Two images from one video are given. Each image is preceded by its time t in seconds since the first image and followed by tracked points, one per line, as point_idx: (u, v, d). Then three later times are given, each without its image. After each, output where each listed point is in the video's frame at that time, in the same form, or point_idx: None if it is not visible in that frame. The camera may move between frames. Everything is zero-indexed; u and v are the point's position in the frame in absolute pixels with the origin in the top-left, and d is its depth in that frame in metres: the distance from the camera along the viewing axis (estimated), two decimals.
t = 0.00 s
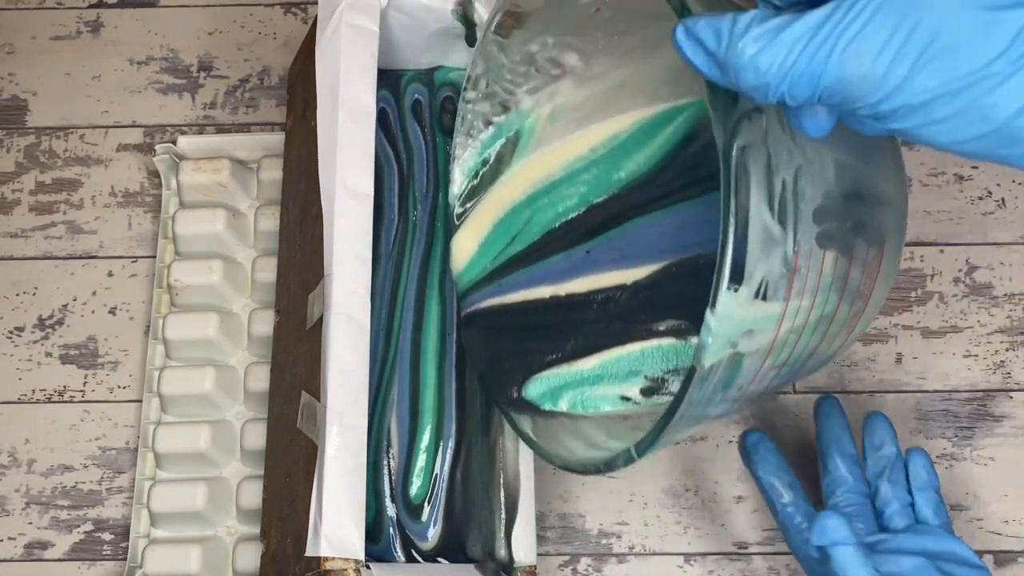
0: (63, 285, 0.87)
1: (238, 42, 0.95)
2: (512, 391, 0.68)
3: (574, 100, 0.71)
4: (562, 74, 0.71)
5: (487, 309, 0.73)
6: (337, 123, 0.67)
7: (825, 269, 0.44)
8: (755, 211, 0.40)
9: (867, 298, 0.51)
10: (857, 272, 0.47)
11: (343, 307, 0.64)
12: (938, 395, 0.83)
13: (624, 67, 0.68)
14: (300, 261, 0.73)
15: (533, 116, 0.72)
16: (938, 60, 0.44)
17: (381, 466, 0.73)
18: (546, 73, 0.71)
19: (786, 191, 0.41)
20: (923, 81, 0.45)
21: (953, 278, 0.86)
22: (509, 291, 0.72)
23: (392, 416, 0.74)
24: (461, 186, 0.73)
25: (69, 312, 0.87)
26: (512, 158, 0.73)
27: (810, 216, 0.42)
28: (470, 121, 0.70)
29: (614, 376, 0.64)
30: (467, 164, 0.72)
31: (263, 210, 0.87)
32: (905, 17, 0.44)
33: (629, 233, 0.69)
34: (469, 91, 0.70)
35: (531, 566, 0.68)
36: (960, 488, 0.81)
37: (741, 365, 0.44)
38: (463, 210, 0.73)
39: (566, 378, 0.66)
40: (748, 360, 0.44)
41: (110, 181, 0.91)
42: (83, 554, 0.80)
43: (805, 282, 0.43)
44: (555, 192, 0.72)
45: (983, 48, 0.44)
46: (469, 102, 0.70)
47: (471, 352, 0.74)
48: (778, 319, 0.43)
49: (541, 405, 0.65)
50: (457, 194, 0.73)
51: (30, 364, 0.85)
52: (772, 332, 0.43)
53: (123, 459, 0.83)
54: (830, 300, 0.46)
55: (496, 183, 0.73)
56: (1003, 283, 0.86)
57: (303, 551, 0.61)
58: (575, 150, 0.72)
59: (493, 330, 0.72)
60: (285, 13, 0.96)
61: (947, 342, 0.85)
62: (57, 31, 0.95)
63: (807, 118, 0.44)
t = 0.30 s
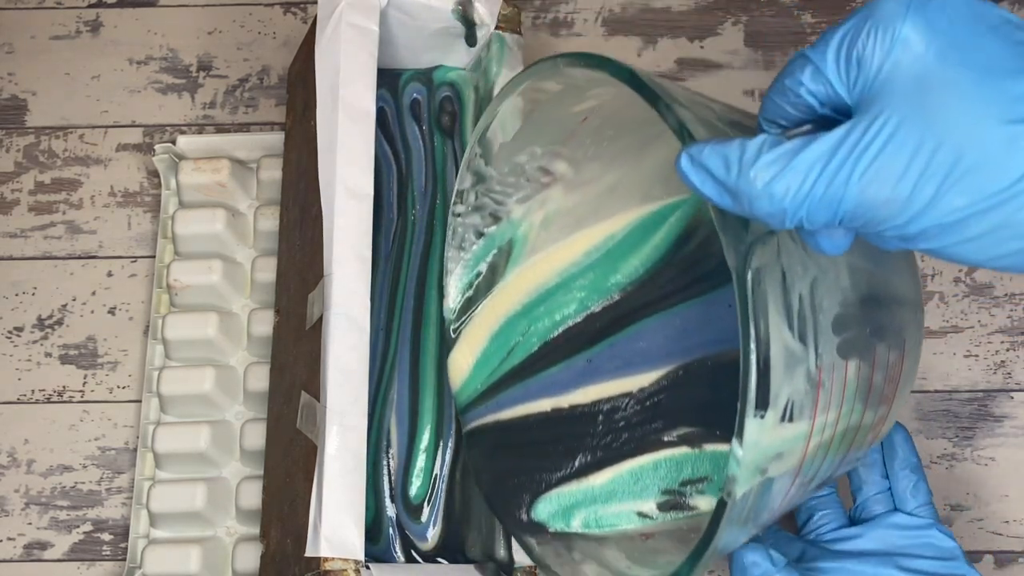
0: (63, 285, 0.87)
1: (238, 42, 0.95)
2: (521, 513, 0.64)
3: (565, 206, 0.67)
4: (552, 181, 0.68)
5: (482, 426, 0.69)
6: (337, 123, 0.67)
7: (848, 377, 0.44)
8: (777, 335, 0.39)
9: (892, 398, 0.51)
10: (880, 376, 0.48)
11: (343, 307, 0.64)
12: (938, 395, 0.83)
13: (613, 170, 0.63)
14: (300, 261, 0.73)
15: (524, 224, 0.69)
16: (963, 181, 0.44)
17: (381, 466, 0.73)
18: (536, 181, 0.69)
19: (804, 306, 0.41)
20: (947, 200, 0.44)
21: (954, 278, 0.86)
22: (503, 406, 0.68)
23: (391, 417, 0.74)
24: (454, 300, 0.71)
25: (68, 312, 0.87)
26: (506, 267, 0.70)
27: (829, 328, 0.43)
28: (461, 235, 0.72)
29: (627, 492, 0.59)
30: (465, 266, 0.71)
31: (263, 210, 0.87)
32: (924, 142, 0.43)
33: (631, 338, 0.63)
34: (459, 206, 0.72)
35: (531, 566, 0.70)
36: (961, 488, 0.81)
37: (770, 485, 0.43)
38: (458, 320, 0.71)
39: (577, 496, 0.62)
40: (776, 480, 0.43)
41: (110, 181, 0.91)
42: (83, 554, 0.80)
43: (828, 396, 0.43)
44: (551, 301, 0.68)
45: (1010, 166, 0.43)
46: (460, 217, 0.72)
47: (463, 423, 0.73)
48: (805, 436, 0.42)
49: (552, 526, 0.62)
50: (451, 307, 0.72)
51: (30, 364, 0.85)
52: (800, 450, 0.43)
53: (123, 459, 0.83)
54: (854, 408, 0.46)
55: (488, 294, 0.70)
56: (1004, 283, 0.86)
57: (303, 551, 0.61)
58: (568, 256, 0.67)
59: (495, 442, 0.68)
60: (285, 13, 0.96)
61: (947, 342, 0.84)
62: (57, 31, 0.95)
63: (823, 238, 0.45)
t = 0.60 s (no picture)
0: (63, 284, 0.87)
1: (238, 42, 0.95)
2: None
3: (556, 275, 0.67)
4: (542, 252, 0.67)
5: (490, 503, 0.65)
6: (337, 123, 0.67)
7: (857, 455, 0.44)
8: (782, 423, 0.38)
9: (904, 465, 0.50)
10: (890, 445, 0.47)
11: (343, 308, 0.63)
12: (939, 395, 0.83)
13: (604, 236, 0.64)
14: (300, 260, 0.73)
15: (516, 293, 0.68)
16: (965, 271, 0.43)
17: (380, 466, 0.73)
18: (525, 253, 0.67)
19: (806, 393, 0.40)
20: (950, 291, 0.44)
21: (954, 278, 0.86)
22: (499, 487, 0.65)
23: (391, 417, 0.74)
24: (451, 374, 0.69)
25: (68, 312, 0.86)
26: (500, 339, 0.68)
27: (834, 410, 0.42)
28: (452, 309, 0.69)
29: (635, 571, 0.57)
30: (458, 343, 0.69)
31: (263, 210, 0.86)
32: (920, 232, 0.43)
33: (627, 409, 0.62)
34: (448, 281, 0.69)
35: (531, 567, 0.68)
36: (962, 488, 0.80)
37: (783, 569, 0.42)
38: (457, 396, 0.69)
39: None
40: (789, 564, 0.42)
41: (109, 180, 0.91)
42: (83, 554, 0.80)
43: (837, 476, 0.42)
44: (547, 374, 0.66)
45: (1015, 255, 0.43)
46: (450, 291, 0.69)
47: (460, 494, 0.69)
48: (816, 519, 0.41)
49: None
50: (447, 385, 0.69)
51: (30, 364, 0.85)
52: (811, 533, 0.42)
53: (123, 460, 0.82)
54: (865, 481, 0.45)
55: (485, 368, 0.68)
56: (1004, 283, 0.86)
57: (303, 552, 0.61)
58: (561, 325, 0.66)
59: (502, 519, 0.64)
60: (285, 12, 0.96)
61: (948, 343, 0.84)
62: (56, 31, 0.95)
63: (819, 328, 0.43)
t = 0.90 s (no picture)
0: (62, 284, 0.87)
1: (238, 42, 0.95)
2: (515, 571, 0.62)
3: (563, 261, 0.66)
4: (549, 238, 0.66)
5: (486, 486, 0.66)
6: (337, 122, 0.67)
7: (853, 438, 0.44)
8: (777, 398, 0.38)
9: (903, 457, 0.50)
10: (887, 433, 0.47)
11: (343, 308, 0.63)
12: (939, 396, 0.83)
13: (612, 224, 0.62)
14: (300, 260, 0.73)
15: (523, 279, 0.67)
16: (961, 242, 0.43)
17: (379, 466, 0.73)
18: (532, 238, 0.66)
19: (802, 372, 0.41)
20: (946, 262, 0.44)
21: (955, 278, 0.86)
22: (496, 468, 0.66)
23: (389, 417, 0.74)
24: (454, 357, 0.68)
25: (68, 311, 0.86)
26: (506, 323, 0.68)
27: (830, 390, 0.42)
28: (458, 292, 0.68)
29: (627, 555, 0.58)
30: (465, 324, 0.68)
31: (263, 210, 0.86)
32: (916, 203, 0.43)
33: (627, 396, 0.62)
34: (454, 262, 0.68)
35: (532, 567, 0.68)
36: (962, 488, 0.80)
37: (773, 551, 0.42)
38: (459, 376, 0.68)
39: (574, 557, 0.61)
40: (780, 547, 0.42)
41: (109, 180, 0.91)
42: (83, 554, 0.80)
43: (831, 459, 0.42)
44: (547, 359, 0.66)
45: (1010, 226, 0.43)
46: (456, 274, 0.69)
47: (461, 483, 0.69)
48: (810, 501, 0.42)
49: None
50: (451, 365, 0.68)
51: (30, 364, 0.85)
52: (804, 514, 0.42)
53: (122, 460, 0.82)
54: (862, 468, 0.45)
55: (491, 348, 0.68)
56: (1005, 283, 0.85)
57: (303, 552, 0.61)
58: (564, 311, 0.65)
59: (499, 502, 0.65)
60: (285, 12, 0.96)
61: (948, 343, 0.84)
62: (56, 30, 0.95)
63: (814, 301, 0.44)
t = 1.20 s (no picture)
0: (62, 285, 0.87)
1: (238, 41, 0.95)
2: (504, 497, 0.64)
3: (571, 206, 0.67)
4: (557, 180, 0.68)
5: (481, 421, 0.67)
6: (337, 122, 0.67)
7: (840, 374, 0.44)
8: (758, 324, 0.40)
9: (893, 400, 0.50)
10: (878, 374, 0.47)
11: (343, 308, 0.63)
12: (939, 396, 0.83)
13: (618, 169, 0.64)
14: (300, 260, 0.73)
15: (529, 221, 0.68)
16: (944, 160, 0.44)
17: (376, 466, 0.73)
18: (540, 179, 0.68)
19: (788, 303, 0.42)
20: (929, 180, 0.45)
21: (955, 278, 0.86)
22: (494, 404, 0.66)
23: (387, 416, 0.74)
24: (459, 297, 0.69)
25: (68, 312, 0.86)
26: (511, 263, 0.68)
27: (816, 322, 0.43)
28: (465, 232, 0.69)
29: (612, 489, 0.59)
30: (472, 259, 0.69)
31: (263, 210, 0.86)
32: (903, 121, 0.44)
33: (625, 336, 0.63)
34: (464, 202, 0.69)
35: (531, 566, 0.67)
36: (962, 488, 0.80)
37: (755, 480, 0.43)
38: (462, 315, 0.69)
39: (560, 490, 0.61)
40: (762, 475, 0.43)
41: (109, 180, 0.91)
42: (83, 554, 0.80)
43: (818, 390, 0.43)
44: (547, 300, 0.67)
45: (991, 146, 0.44)
46: (463, 214, 0.69)
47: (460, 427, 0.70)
48: (793, 430, 0.42)
49: (536, 521, 0.61)
50: (457, 303, 0.69)
51: (30, 364, 0.85)
52: (787, 444, 0.43)
53: (122, 460, 0.82)
54: (850, 405, 0.46)
55: (496, 286, 0.68)
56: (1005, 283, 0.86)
57: (303, 552, 0.61)
58: (566, 254, 0.67)
59: (495, 438, 0.66)
60: (285, 12, 0.96)
61: (948, 343, 0.84)
62: (56, 30, 0.95)
63: (803, 225, 0.46)
